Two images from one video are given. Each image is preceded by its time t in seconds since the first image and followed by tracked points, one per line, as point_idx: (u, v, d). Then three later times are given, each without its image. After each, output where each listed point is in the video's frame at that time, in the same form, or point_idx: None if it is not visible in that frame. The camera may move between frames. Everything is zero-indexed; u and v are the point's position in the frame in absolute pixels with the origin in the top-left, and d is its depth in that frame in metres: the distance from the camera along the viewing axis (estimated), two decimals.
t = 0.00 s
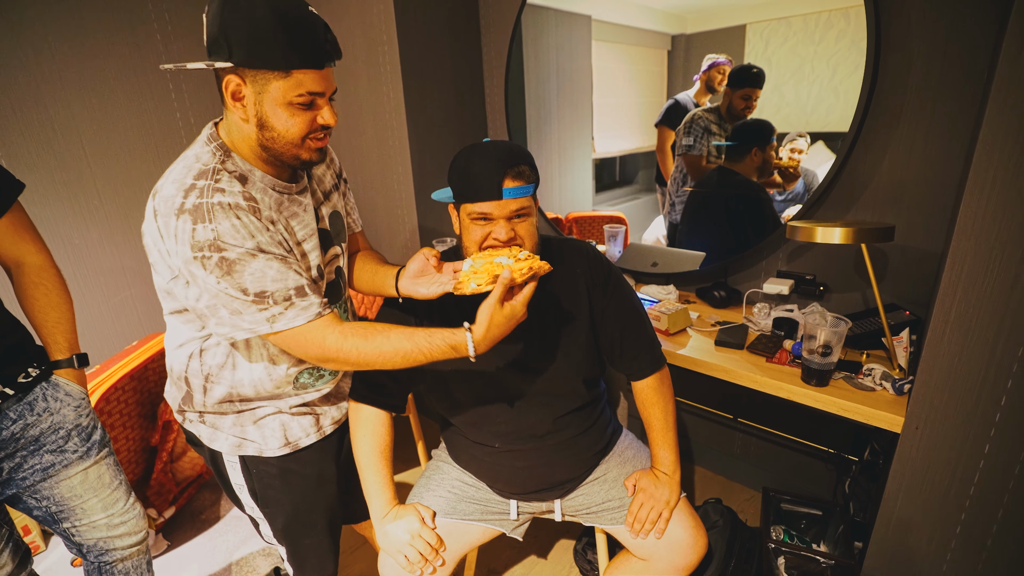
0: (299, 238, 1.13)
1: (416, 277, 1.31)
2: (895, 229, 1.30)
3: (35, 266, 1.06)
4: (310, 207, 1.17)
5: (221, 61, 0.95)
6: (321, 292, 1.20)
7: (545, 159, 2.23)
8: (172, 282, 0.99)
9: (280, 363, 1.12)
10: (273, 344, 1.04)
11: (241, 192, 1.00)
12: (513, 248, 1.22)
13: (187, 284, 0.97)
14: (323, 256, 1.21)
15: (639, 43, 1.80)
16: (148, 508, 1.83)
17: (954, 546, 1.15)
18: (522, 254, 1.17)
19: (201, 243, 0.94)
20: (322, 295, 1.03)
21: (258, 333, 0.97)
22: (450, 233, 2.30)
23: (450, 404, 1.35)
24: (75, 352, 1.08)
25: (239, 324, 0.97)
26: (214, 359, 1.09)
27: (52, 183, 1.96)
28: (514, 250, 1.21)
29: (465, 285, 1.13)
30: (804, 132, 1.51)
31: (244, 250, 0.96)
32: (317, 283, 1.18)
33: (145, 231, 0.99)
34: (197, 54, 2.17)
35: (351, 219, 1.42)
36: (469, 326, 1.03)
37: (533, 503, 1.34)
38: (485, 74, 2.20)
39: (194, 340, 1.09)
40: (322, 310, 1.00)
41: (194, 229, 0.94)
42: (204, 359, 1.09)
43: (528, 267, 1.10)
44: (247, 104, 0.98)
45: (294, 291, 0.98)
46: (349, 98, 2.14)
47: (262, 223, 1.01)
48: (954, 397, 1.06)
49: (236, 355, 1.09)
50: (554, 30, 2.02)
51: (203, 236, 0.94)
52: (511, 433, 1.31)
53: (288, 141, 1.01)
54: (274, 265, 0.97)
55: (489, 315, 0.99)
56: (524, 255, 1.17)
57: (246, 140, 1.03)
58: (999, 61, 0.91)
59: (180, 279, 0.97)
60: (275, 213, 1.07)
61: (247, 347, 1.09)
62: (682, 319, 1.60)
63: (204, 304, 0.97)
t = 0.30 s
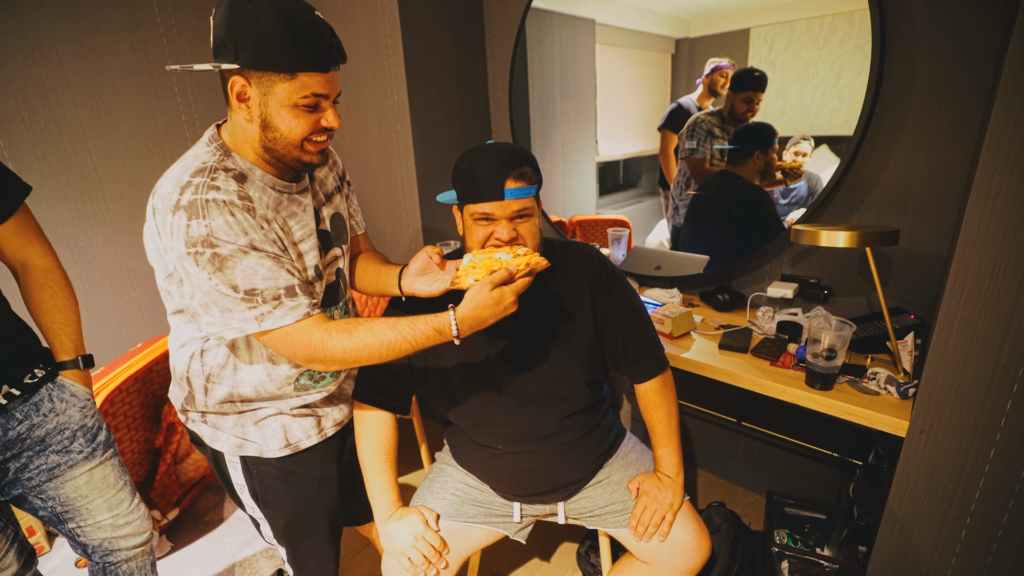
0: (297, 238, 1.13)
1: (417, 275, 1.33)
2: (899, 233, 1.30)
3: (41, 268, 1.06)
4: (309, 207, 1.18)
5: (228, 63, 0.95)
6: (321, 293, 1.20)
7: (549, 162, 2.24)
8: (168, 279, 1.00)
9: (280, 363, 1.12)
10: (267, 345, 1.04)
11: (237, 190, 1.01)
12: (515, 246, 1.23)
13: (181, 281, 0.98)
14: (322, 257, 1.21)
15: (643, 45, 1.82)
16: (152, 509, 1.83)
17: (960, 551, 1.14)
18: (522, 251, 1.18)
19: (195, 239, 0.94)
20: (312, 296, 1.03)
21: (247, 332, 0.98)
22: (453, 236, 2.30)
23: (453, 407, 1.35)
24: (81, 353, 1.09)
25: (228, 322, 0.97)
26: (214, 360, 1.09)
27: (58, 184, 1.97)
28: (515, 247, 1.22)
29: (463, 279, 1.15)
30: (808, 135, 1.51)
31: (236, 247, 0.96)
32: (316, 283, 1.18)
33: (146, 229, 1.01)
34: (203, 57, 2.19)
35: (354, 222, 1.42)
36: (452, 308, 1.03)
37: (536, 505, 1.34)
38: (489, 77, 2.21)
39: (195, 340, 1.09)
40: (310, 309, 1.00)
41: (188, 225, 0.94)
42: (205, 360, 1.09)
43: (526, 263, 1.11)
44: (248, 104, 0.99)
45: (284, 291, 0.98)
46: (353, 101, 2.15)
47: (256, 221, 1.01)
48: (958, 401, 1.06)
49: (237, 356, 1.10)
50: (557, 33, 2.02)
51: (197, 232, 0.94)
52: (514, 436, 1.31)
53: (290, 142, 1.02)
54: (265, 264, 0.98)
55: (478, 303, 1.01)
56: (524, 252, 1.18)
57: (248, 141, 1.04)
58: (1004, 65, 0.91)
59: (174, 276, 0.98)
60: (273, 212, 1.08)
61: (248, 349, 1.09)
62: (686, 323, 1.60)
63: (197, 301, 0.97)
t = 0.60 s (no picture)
0: (295, 237, 1.14)
1: (418, 271, 1.35)
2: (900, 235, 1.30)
3: (43, 268, 1.06)
4: (308, 207, 1.18)
5: (233, 66, 0.95)
6: (320, 292, 1.20)
7: (550, 163, 2.24)
8: (167, 277, 1.01)
9: (279, 361, 1.12)
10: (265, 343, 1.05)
11: (236, 189, 1.01)
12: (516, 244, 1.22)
13: (180, 279, 0.98)
14: (321, 256, 1.21)
15: (644, 47, 1.82)
16: (152, 509, 1.84)
17: (960, 553, 1.14)
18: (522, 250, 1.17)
19: (194, 237, 0.94)
20: (310, 294, 1.03)
21: (246, 330, 0.98)
22: (455, 236, 2.31)
23: (454, 407, 1.35)
24: (82, 352, 1.09)
25: (227, 320, 0.97)
26: (213, 359, 1.09)
27: (61, 184, 1.98)
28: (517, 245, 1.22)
29: (462, 278, 1.15)
30: (810, 137, 1.51)
31: (235, 246, 0.96)
32: (316, 282, 1.18)
33: (146, 227, 1.01)
34: (205, 58, 2.19)
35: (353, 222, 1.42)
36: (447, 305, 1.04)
37: (536, 506, 1.34)
38: (491, 78, 2.21)
39: (195, 339, 1.09)
40: (308, 307, 1.00)
41: (187, 224, 0.95)
42: (204, 358, 1.09)
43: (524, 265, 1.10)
44: (250, 106, 0.99)
45: (282, 288, 0.98)
46: (355, 102, 2.16)
47: (254, 220, 1.02)
48: (958, 403, 1.06)
49: (236, 354, 1.10)
50: (560, 35, 2.03)
51: (195, 230, 0.94)
52: (515, 436, 1.31)
53: (294, 146, 1.02)
54: (264, 262, 0.98)
55: (474, 300, 1.02)
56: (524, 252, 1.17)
57: (249, 142, 1.04)
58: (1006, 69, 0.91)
59: (174, 274, 0.99)
60: (272, 212, 1.08)
61: (246, 346, 1.09)
62: (687, 324, 1.60)
63: (195, 300, 0.97)
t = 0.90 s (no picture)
0: (293, 232, 1.14)
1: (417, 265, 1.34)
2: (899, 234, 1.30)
3: (44, 264, 1.07)
4: (307, 203, 1.18)
5: (232, 62, 0.95)
6: (319, 287, 1.20)
7: (549, 161, 2.23)
8: (166, 271, 1.01)
9: (277, 356, 1.12)
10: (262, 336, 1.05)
11: (234, 183, 1.01)
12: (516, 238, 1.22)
13: (179, 273, 0.98)
14: (319, 252, 1.21)
15: (645, 45, 1.80)
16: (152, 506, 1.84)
17: (958, 551, 1.14)
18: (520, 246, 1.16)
19: (192, 230, 0.94)
20: (308, 288, 1.03)
21: (244, 323, 0.98)
22: (454, 234, 2.31)
23: (453, 404, 1.36)
24: (83, 348, 1.09)
25: (225, 314, 0.97)
26: (212, 353, 1.09)
27: (59, 181, 1.97)
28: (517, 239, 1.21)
29: (459, 271, 1.15)
30: (809, 135, 1.51)
31: (233, 239, 0.97)
32: (314, 277, 1.18)
33: (144, 221, 1.01)
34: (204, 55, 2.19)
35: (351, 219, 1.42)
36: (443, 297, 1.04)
37: (535, 503, 1.34)
38: (491, 75, 2.21)
39: (194, 333, 1.10)
40: (306, 300, 1.00)
41: (186, 217, 0.95)
42: (203, 352, 1.10)
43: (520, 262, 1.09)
44: (249, 101, 0.99)
45: (280, 281, 0.98)
46: (354, 99, 2.15)
47: (252, 214, 1.02)
48: (956, 401, 1.06)
49: (234, 349, 1.10)
50: (559, 33, 2.03)
51: (194, 224, 0.94)
52: (514, 432, 1.31)
53: (292, 141, 1.02)
54: (262, 255, 0.98)
55: (469, 294, 1.01)
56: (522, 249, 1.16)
57: (249, 137, 1.04)
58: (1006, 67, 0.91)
59: (173, 268, 0.99)
60: (270, 207, 1.08)
61: (245, 340, 1.09)
62: (686, 322, 1.60)
63: (193, 293, 0.97)
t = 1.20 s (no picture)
0: (294, 229, 1.13)
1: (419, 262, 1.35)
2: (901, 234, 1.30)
3: (47, 261, 1.07)
4: (307, 200, 1.18)
5: (234, 61, 0.95)
6: (320, 285, 1.19)
7: (551, 160, 2.22)
8: (168, 268, 1.01)
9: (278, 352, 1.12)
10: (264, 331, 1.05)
11: (234, 181, 1.01)
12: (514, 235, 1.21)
13: (181, 270, 0.98)
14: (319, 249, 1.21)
15: (647, 43, 1.81)
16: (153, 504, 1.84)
17: (959, 552, 1.14)
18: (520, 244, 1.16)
19: (192, 228, 0.94)
20: (309, 284, 1.03)
21: (245, 319, 0.98)
22: (455, 233, 2.30)
23: (454, 402, 1.36)
24: (85, 346, 1.09)
25: (226, 310, 0.97)
26: (214, 349, 1.10)
27: (62, 180, 1.98)
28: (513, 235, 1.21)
29: (460, 276, 1.15)
30: (811, 135, 1.51)
31: (233, 236, 0.96)
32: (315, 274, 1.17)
33: (146, 219, 1.02)
34: (206, 53, 2.19)
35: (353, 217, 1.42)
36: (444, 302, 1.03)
37: (536, 500, 1.34)
38: (492, 74, 2.20)
39: (195, 329, 1.10)
40: (306, 296, 1.00)
41: (186, 215, 0.95)
42: (205, 349, 1.10)
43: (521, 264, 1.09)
44: (252, 100, 0.99)
45: (280, 277, 0.98)
46: (356, 98, 2.15)
47: (252, 211, 1.02)
48: (958, 402, 1.06)
49: (235, 344, 1.10)
50: (561, 32, 2.03)
51: (194, 221, 0.95)
52: (514, 431, 1.31)
53: (294, 139, 1.02)
54: (262, 251, 0.98)
55: (469, 297, 1.01)
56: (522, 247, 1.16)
57: (251, 136, 1.04)
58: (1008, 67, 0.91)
59: (174, 265, 0.99)
60: (270, 204, 1.08)
61: (246, 335, 1.10)
62: (687, 322, 1.60)
63: (195, 289, 0.98)
